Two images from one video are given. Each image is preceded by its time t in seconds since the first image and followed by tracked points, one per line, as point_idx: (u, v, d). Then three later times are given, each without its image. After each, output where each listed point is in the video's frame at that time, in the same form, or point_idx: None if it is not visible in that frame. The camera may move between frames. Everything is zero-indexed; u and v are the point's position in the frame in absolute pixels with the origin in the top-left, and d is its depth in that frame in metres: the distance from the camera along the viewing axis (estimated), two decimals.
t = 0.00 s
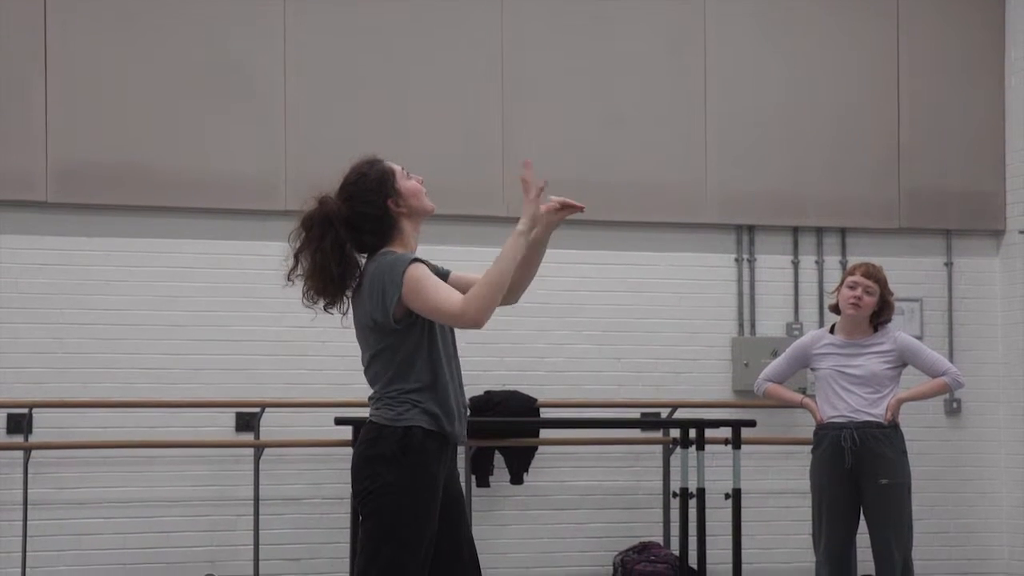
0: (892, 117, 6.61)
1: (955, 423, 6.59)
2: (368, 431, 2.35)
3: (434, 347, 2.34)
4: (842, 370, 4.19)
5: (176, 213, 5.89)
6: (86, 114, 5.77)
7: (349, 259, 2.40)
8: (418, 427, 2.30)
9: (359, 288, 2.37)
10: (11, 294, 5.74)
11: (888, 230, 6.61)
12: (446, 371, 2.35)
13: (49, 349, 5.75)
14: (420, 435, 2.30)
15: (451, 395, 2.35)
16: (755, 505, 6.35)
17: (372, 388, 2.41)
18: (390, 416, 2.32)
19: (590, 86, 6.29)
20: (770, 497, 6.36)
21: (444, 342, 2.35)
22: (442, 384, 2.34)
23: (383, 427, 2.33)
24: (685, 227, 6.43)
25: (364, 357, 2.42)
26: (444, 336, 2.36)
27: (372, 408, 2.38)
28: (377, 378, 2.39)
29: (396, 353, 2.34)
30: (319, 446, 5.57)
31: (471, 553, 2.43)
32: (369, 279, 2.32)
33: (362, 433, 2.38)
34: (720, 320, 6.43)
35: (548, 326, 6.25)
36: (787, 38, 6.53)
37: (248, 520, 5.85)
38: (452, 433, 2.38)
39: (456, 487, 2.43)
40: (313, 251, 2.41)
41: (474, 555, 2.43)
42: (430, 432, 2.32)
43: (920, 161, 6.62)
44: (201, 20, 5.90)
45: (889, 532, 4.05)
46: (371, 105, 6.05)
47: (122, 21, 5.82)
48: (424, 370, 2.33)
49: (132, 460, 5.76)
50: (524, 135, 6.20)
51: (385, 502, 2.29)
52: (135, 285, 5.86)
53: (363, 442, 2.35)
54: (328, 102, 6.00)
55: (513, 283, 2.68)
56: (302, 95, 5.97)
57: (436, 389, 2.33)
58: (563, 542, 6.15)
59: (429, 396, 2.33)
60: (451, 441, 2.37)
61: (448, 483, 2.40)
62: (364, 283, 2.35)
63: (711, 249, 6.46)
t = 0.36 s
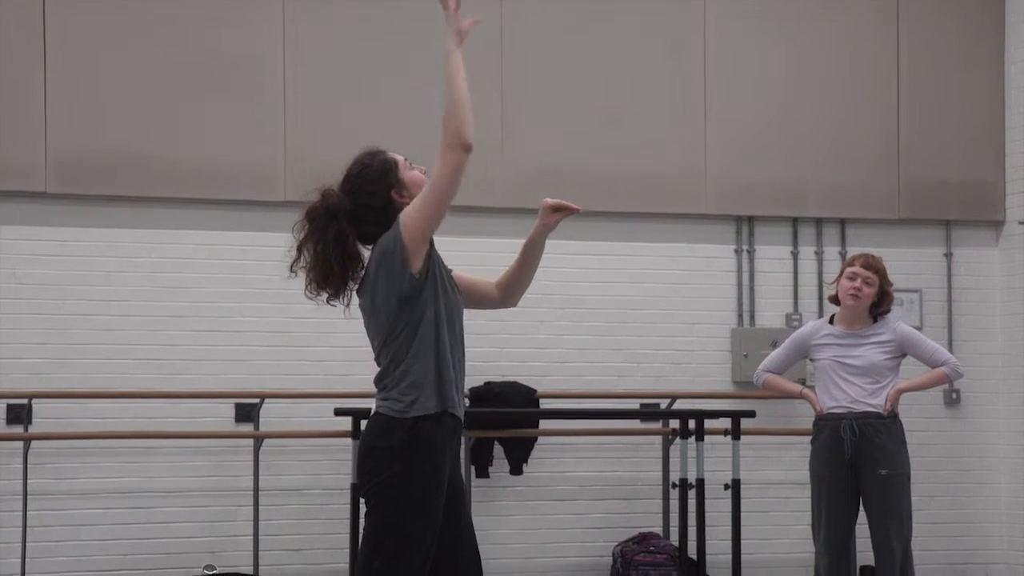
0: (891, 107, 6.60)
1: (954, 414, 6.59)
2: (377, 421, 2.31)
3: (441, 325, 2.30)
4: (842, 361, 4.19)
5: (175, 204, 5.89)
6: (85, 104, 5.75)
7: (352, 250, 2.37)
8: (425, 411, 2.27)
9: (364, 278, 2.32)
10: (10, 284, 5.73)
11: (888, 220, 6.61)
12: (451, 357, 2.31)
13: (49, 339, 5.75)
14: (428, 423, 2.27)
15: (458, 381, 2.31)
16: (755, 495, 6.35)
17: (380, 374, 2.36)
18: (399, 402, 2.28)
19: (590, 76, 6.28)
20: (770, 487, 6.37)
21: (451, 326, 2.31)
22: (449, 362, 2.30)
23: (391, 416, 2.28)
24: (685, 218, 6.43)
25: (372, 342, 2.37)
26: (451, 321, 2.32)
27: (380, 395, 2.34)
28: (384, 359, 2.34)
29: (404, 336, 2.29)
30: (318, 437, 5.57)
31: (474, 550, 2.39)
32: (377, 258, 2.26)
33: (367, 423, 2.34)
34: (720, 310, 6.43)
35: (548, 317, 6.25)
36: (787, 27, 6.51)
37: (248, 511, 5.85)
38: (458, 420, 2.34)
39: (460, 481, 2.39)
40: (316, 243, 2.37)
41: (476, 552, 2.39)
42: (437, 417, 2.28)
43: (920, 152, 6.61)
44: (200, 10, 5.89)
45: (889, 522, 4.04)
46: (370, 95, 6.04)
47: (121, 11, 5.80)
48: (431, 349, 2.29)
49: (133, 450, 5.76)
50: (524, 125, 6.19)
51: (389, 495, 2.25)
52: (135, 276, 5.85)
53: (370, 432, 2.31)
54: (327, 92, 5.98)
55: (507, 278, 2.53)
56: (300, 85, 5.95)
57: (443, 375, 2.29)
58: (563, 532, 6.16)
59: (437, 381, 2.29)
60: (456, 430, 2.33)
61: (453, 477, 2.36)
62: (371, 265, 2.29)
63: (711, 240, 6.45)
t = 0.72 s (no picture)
0: (892, 101, 6.59)
1: (953, 408, 6.60)
2: (374, 416, 2.31)
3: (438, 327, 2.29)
4: (841, 355, 4.19)
5: (174, 198, 5.88)
6: (84, 98, 5.74)
7: (351, 241, 2.37)
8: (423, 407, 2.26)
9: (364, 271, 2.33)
10: (10, 278, 5.73)
11: (888, 215, 6.60)
12: (450, 356, 2.32)
13: (49, 333, 5.74)
14: (426, 418, 2.26)
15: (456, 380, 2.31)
16: (754, 490, 6.36)
17: (377, 371, 2.36)
18: (397, 397, 2.28)
19: (590, 71, 6.27)
20: (769, 482, 6.37)
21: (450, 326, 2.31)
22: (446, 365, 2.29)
23: (389, 410, 2.28)
24: (685, 212, 6.42)
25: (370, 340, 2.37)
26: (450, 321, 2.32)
27: (377, 391, 2.33)
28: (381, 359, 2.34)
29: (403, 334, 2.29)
30: (318, 431, 5.56)
31: (473, 543, 2.38)
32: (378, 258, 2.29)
33: (365, 418, 2.34)
34: (719, 305, 6.43)
35: (547, 312, 6.25)
36: (787, 21, 6.50)
37: (248, 505, 5.85)
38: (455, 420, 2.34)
39: (459, 474, 2.38)
40: (315, 234, 2.37)
41: (475, 544, 2.38)
42: (435, 414, 2.27)
43: (920, 145, 6.60)
44: None
45: (889, 516, 4.03)
46: (369, 89, 6.03)
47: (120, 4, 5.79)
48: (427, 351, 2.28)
49: (133, 444, 5.76)
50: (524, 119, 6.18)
51: (388, 489, 2.25)
52: (135, 270, 5.85)
53: (368, 426, 2.31)
54: (326, 86, 5.97)
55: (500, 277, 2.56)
56: (299, 80, 5.94)
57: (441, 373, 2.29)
58: (563, 526, 6.16)
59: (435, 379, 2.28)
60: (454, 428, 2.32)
61: (451, 471, 2.35)
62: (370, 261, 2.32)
63: (711, 234, 6.45)
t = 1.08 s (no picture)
0: (892, 99, 6.59)
1: (953, 406, 6.60)
2: (373, 414, 2.30)
3: (438, 334, 2.30)
4: (841, 353, 4.19)
5: (174, 196, 5.88)
6: (83, 96, 5.74)
7: (347, 241, 2.36)
8: (424, 409, 2.26)
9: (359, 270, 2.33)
10: (9, 276, 5.73)
11: (887, 213, 6.60)
12: (448, 356, 2.31)
13: (49, 331, 5.74)
14: (426, 417, 2.26)
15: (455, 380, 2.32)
16: (754, 488, 6.36)
17: (375, 370, 2.35)
18: (396, 399, 2.27)
19: (590, 69, 6.27)
20: (769, 480, 6.37)
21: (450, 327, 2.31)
22: (445, 372, 2.30)
23: (388, 409, 2.28)
24: (685, 211, 6.42)
25: (367, 339, 2.36)
26: (449, 322, 2.32)
27: (376, 391, 2.33)
28: (378, 362, 2.34)
29: (403, 338, 2.28)
30: (317, 429, 5.56)
31: (473, 540, 2.38)
32: (376, 263, 2.27)
33: (364, 415, 2.33)
34: (719, 302, 6.42)
35: (547, 309, 6.25)
36: (787, 19, 6.50)
37: (247, 503, 5.85)
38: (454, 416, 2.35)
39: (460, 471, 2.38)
40: (311, 234, 2.36)
41: (475, 539, 2.38)
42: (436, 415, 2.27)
43: (920, 143, 6.59)
44: None
45: (888, 514, 4.02)
46: (369, 87, 6.02)
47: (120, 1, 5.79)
48: (427, 358, 2.29)
49: (133, 442, 5.76)
50: (523, 117, 6.18)
51: (388, 487, 2.24)
52: (134, 267, 5.85)
53: (367, 424, 2.31)
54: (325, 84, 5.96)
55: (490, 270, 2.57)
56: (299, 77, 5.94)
57: (441, 374, 2.30)
58: (563, 524, 6.16)
59: (435, 381, 2.29)
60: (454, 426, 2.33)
61: (451, 467, 2.35)
62: (368, 265, 2.30)
63: (710, 232, 6.45)
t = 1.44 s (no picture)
0: (892, 98, 6.59)
1: (953, 404, 6.60)
2: (375, 411, 2.31)
3: (442, 333, 2.29)
4: (842, 351, 4.19)
5: (175, 195, 5.88)
6: (83, 94, 5.74)
7: (354, 240, 2.35)
8: (424, 409, 2.26)
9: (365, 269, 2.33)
10: (10, 275, 5.73)
11: (888, 212, 6.60)
12: (452, 358, 2.31)
13: (50, 329, 5.74)
14: (426, 417, 2.26)
15: (457, 381, 2.32)
16: (754, 486, 6.36)
17: (379, 366, 2.36)
18: (397, 398, 2.28)
19: (590, 67, 6.27)
20: (769, 478, 6.38)
21: (454, 329, 2.31)
22: (447, 373, 2.30)
23: (389, 407, 2.28)
24: (685, 209, 6.42)
25: (372, 336, 2.36)
26: (454, 324, 2.31)
27: (378, 388, 2.34)
28: (383, 359, 2.34)
29: (407, 337, 2.28)
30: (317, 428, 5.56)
31: (473, 539, 2.38)
32: (382, 259, 2.26)
33: (366, 412, 2.34)
34: (720, 301, 6.42)
35: (548, 308, 6.26)
36: (788, 18, 6.50)
37: (248, 502, 5.85)
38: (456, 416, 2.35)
39: (460, 470, 2.38)
40: (317, 233, 2.35)
41: (475, 536, 2.38)
42: (437, 416, 2.28)
43: (920, 141, 6.59)
44: None
45: (888, 512, 4.02)
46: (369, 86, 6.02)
47: None
48: (430, 356, 2.29)
49: (133, 441, 5.76)
50: (524, 116, 6.18)
51: (389, 486, 2.24)
52: (135, 266, 5.85)
53: (368, 421, 2.31)
54: (326, 82, 5.96)
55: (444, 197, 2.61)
56: (299, 76, 5.94)
57: (443, 375, 2.30)
58: (563, 522, 6.17)
59: (438, 381, 2.29)
60: (455, 427, 2.33)
61: (452, 466, 2.35)
62: (373, 263, 2.30)
63: (710, 231, 6.45)
